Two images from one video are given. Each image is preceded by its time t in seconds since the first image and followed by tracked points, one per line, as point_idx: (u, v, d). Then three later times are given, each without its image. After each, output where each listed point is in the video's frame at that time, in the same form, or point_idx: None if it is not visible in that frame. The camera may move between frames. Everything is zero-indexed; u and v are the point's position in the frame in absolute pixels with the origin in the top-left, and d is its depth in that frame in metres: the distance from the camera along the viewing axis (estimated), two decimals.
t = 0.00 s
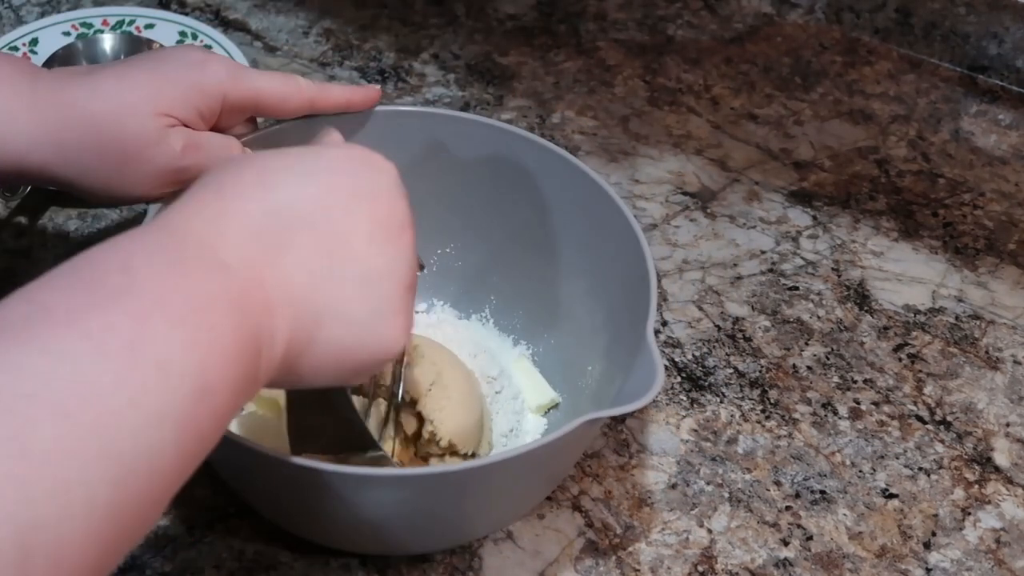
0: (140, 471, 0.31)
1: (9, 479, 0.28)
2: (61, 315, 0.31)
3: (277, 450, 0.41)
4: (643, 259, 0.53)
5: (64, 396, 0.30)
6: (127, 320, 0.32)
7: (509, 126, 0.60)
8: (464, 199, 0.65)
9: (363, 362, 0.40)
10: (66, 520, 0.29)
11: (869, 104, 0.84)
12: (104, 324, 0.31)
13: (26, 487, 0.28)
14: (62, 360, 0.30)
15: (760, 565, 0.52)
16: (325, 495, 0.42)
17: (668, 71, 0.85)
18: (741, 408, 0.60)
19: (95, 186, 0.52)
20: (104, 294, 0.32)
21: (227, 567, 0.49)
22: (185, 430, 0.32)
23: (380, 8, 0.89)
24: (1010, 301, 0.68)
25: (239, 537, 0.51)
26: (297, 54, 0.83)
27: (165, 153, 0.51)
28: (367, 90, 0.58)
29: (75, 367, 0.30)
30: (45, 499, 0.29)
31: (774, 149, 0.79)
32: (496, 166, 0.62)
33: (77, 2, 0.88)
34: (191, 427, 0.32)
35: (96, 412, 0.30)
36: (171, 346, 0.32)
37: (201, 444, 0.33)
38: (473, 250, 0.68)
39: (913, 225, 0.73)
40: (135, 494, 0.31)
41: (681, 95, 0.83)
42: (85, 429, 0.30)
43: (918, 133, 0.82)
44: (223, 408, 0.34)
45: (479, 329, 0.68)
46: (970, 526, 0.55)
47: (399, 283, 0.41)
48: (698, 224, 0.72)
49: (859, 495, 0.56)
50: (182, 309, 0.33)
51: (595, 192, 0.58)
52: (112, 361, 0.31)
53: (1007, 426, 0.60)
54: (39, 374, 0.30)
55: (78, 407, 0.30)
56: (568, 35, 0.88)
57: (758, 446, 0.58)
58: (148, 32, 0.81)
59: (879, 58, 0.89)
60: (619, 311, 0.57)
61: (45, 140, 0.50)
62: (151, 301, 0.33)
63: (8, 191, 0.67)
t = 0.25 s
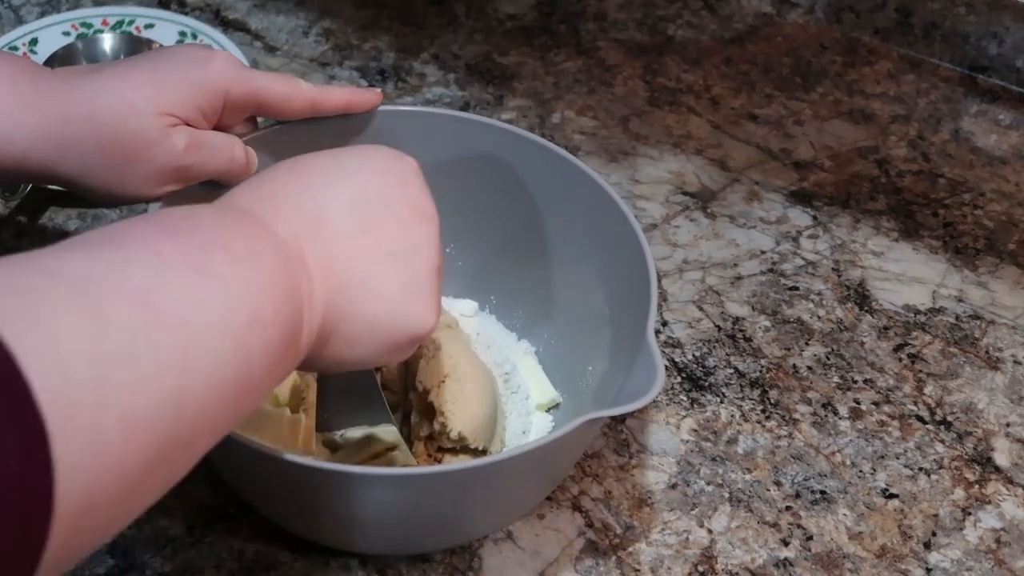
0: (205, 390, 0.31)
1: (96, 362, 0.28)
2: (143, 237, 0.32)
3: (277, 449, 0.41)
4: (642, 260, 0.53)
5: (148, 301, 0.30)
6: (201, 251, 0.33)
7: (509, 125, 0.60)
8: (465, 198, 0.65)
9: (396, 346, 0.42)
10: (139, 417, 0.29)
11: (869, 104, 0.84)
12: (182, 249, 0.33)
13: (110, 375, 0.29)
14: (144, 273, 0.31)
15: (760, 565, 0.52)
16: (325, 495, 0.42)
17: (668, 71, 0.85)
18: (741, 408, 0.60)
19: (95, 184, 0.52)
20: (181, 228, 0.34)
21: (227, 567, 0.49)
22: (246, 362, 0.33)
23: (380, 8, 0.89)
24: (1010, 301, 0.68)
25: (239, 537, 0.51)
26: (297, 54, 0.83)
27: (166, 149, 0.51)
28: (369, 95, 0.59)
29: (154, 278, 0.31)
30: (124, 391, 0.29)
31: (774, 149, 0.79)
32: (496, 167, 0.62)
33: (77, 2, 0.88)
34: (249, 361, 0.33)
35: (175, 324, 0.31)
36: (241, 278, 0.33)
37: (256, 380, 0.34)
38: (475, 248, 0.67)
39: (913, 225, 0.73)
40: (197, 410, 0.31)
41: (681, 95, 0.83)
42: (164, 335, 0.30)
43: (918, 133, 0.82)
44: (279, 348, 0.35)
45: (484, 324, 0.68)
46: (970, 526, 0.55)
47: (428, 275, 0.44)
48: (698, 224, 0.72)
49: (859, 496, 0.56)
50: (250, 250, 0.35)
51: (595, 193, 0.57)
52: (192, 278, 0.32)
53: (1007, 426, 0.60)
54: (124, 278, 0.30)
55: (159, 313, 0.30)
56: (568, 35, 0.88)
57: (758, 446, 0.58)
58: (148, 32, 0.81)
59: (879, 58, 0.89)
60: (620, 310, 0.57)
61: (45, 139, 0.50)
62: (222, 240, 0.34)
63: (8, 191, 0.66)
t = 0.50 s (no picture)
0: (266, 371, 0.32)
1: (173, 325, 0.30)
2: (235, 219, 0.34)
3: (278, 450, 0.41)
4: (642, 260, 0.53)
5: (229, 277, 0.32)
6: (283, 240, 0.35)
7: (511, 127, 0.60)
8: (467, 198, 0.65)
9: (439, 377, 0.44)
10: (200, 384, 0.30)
11: (869, 104, 0.84)
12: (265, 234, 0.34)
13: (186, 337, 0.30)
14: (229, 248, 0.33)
15: (759, 565, 0.52)
16: (324, 495, 0.43)
17: (668, 71, 0.85)
18: (741, 408, 0.60)
19: (96, 182, 0.52)
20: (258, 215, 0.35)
21: (227, 567, 0.49)
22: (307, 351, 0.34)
23: (380, 8, 0.89)
24: (1010, 301, 0.68)
25: (239, 537, 0.51)
26: (297, 54, 0.83)
27: (168, 148, 0.51)
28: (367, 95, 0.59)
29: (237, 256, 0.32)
30: (196, 355, 0.30)
31: (774, 149, 0.79)
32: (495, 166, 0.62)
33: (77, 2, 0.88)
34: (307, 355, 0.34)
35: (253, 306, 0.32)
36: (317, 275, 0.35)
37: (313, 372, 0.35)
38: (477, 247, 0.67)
39: (913, 225, 0.73)
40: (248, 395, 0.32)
41: (681, 95, 0.83)
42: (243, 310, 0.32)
43: (918, 132, 0.82)
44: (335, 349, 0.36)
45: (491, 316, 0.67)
46: (970, 526, 0.55)
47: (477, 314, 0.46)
48: (698, 224, 0.72)
49: (859, 495, 0.56)
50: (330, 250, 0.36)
51: (594, 193, 0.57)
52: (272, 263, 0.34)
53: (1007, 426, 0.60)
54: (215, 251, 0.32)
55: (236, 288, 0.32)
56: (568, 35, 0.88)
57: (758, 446, 0.58)
58: (148, 32, 0.81)
59: (879, 58, 0.89)
60: (620, 310, 0.57)
61: (45, 135, 0.49)
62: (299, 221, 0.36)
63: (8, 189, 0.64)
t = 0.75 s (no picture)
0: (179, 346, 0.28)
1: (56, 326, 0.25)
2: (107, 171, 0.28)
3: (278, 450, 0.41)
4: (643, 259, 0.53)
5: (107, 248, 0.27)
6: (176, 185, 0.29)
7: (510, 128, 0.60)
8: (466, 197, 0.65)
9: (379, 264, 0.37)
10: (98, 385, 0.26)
11: (869, 104, 0.84)
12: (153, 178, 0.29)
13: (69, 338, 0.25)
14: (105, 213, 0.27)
15: (760, 565, 0.52)
16: (324, 497, 0.43)
17: (668, 71, 0.85)
18: (741, 408, 0.60)
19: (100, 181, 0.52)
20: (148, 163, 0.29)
21: (227, 567, 0.49)
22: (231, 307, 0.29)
23: (380, 8, 0.89)
24: (1010, 301, 0.68)
25: (239, 537, 0.51)
26: (297, 54, 0.83)
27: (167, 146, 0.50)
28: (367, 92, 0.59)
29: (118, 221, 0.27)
30: (89, 346, 0.26)
31: (774, 150, 0.79)
32: (497, 167, 0.62)
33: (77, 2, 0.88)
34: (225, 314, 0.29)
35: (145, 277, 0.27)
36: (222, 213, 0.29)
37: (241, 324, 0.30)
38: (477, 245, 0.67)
39: (913, 225, 0.73)
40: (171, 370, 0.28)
41: (681, 95, 0.83)
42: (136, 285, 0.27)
43: (918, 133, 0.82)
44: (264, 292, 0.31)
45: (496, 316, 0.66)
46: (970, 526, 0.55)
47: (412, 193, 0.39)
48: (698, 224, 0.72)
49: (859, 495, 0.56)
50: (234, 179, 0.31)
51: (596, 193, 0.57)
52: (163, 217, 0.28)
53: (1007, 425, 0.60)
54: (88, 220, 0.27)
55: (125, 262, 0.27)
56: (568, 35, 0.88)
57: (758, 446, 0.58)
58: (148, 32, 0.81)
59: (879, 58, 0.89)
60: (621, 309, 0.57)
61: (46, 135, 0.49)
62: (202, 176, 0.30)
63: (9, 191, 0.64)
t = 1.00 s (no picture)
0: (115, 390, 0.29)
1: None
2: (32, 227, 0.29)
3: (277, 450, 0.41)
4: (642, 257, 0.54)
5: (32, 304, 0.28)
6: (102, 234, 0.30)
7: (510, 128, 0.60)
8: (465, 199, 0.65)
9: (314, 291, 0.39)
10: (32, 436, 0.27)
11: (869, 104, 0.84)
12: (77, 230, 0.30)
13: None
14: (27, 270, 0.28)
15: (760, 565, 0.52)
16: (324, 496, 0.43)
17: (668, 71, 0.85)
18: (741, 408, 0.60)
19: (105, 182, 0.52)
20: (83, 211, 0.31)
21: (227, 566, 0.49)
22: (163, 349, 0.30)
23: (380, 8, 0.89)
24: (1010, 301, 0.68)
25: (239, 537, 0.51)
26: (297, 54, 0.83)
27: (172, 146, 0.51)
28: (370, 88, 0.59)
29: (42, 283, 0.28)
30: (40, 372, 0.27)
31: (774, 149, 0.79)
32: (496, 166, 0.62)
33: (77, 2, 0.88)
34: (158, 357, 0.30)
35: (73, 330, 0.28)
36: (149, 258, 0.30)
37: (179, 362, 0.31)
38: (475, 247, 0.67)
39: (913, 225, 0.73)
40: (111, 413, 0.29)
41: (681, 95, 0.83)
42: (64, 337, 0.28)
43: (918, 132, 0.82)
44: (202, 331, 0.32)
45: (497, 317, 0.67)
46: (970, 526, 0.55)
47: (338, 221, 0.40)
48: (698, 224, 0.72)
49: (859, 495, 0.56)
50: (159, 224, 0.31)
51: (595, 192, 0.58)
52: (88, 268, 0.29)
53: (1007, 425, 0.60)
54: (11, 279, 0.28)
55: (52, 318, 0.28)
56: (568, 35, 0.88)
57: (758, 446, 0.58)
58: (148, 32, 0.81)
59: (879, 58, 0.89)
60: (620, 309, 0.57)
61: (50, 139, 0.50)
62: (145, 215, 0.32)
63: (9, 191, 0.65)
